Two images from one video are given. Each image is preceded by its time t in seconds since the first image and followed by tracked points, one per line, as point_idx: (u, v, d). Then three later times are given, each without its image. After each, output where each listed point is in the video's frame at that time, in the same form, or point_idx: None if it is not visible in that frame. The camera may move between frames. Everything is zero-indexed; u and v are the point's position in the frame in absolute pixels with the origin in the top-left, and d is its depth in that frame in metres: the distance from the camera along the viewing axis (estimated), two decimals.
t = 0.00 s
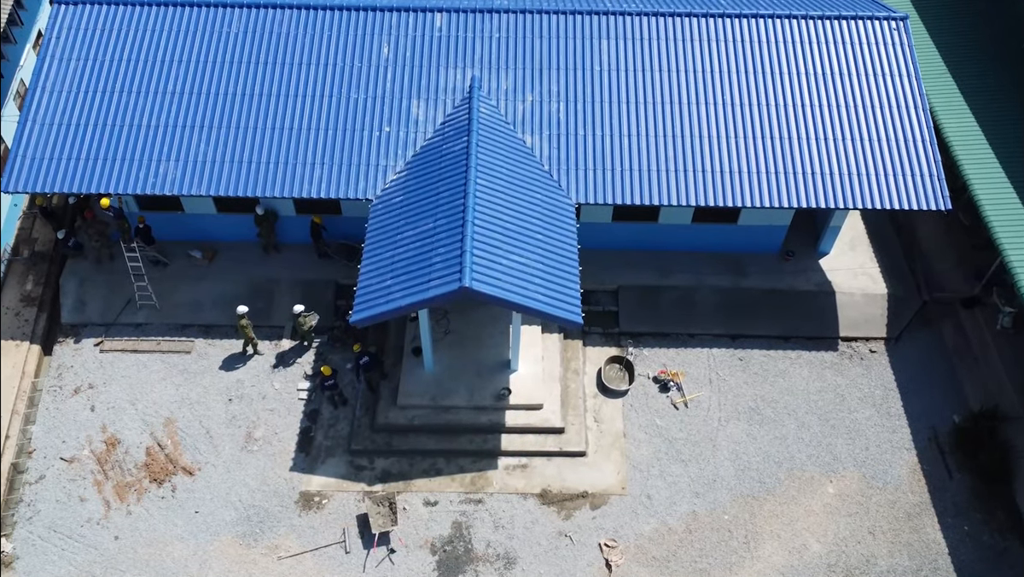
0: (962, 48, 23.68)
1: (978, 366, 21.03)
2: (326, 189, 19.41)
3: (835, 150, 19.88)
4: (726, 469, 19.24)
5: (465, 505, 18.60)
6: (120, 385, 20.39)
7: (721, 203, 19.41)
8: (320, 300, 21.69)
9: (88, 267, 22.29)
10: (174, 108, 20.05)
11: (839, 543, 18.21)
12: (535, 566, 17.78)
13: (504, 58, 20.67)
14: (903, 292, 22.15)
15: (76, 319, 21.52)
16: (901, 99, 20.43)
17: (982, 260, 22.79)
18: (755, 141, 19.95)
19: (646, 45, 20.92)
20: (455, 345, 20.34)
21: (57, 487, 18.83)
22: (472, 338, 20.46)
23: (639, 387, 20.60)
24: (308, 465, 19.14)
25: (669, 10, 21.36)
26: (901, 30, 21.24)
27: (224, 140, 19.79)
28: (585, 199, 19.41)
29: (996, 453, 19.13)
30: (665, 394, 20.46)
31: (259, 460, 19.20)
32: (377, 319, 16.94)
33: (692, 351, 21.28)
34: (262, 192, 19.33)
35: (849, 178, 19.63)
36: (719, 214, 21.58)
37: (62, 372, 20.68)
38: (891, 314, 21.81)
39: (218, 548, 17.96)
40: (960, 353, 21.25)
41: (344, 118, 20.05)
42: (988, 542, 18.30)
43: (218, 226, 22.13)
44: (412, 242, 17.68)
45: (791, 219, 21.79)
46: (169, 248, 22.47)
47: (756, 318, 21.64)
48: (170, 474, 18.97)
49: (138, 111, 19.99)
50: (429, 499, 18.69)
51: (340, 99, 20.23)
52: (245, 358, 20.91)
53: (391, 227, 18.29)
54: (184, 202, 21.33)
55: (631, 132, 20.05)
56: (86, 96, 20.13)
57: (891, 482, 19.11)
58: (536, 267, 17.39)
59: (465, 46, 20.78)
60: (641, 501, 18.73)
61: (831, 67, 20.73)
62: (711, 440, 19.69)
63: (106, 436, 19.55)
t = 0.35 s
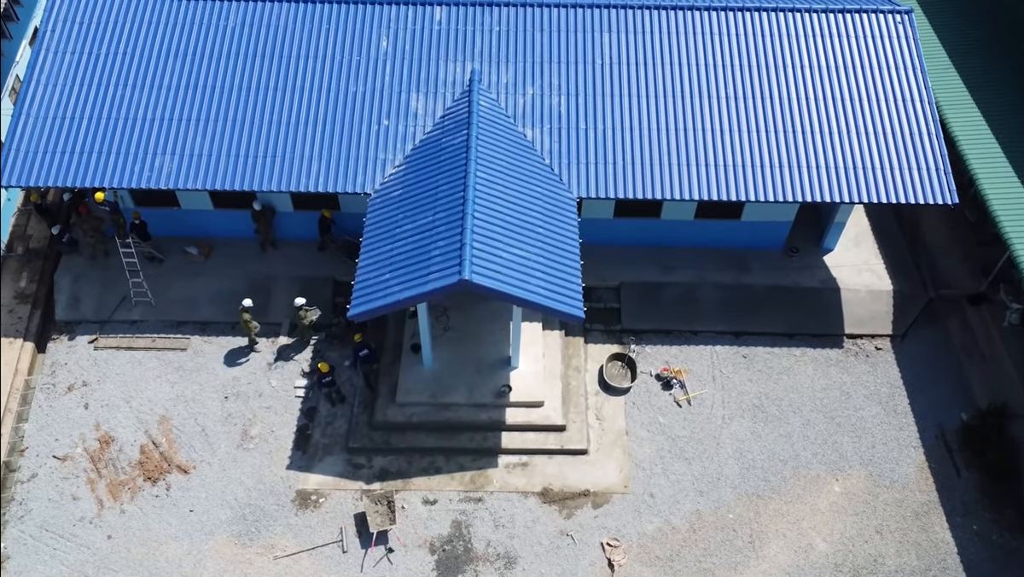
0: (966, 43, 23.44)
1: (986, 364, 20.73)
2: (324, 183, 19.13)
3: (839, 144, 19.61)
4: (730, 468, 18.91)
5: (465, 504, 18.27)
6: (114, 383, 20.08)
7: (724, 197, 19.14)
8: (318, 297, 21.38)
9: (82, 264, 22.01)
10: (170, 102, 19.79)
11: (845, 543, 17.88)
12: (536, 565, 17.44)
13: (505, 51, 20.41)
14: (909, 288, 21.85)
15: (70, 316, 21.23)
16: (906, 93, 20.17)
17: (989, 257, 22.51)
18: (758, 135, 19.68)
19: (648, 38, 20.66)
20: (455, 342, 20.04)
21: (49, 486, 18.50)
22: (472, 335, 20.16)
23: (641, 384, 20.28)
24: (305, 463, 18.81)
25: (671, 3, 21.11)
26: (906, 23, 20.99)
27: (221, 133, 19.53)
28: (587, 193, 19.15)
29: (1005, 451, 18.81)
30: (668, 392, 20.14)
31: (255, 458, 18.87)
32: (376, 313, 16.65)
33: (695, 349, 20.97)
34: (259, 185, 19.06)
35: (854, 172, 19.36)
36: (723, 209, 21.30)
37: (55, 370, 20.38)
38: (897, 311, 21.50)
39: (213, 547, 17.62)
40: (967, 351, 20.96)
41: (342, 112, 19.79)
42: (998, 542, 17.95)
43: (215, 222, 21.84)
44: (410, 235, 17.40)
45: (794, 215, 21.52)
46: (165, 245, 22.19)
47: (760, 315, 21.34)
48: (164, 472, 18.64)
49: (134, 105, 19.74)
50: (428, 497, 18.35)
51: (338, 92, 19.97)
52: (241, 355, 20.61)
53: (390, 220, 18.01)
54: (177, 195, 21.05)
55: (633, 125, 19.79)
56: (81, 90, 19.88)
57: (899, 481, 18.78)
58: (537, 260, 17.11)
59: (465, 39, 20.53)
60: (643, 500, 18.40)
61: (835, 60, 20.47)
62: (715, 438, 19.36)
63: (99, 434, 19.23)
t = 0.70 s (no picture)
0: (971, 38, 23.16)
1: (994, 362, 20.38)
2: (321, 177, 18.82)
3: (845, 137, 19.31)
4: (735, 467, 18.53)
5: (464, 503, 17.88)
6: (108, 380, 19.73)
7: (728, 191, 18.83)
8: (316, 294, 21.05)
9: (76, 260, 21.68)
10: (165, 95, 19.51)
11: (853, 543, 17.49)
12: (537, 566, 17.04)
13: (504, 44, 20.12)
14: (916, 285, 21.52)
15: (63, 313, 20.88)
16: (912, 86, 19.87)
17: (996, 254, 22.19)
18: (763, 128, 19.38)
19: (650, 31, 20.37)
20: (454, 339, 19.72)
21: (40, 485, 18.12)
22: (471, 332, 19.85)
23: (644, 382, 19.92)
24: (301, 462, 18.43)
25: None
26: (911, 16, 20.72)
27: (217, 127, 19.23)
28: (588, 186, 18.83)
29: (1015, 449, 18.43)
30: (671, 389, 19.79)
31: (250, 457, 18.49)
32: (373, 307, 16.31)
33: (698, 346, 20.62)
34: (255, 179, 18.75)
35: (860, 165, 19.06)
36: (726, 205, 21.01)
37: (48, 367, 20.03)
38: (904, 308, 21.17)
39: (206, 548, 17.23)
40: (975, 348, 20.62)
41: (340, 105, 19.49)
42: (1009, 541, 17.56)
43: (211, 218, 21.54)
44: (409, 228, 17.08)
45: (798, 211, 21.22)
46: (160, 241, 21.88)
47: (764, 312, 21.00)
48: (158, 471, 18.27)
49: (128, 98, 19.45)
50: (427, 497, 17.97)
51: (336, 85, 19.68)
52: (237, 353, 20.28)
53: (388, 214, 17.68)
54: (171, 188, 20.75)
55: (635, 118, 19.50)
56: (75, 83, 19.60)
57: (907, 480, 18.40)
58: (538, 254, 16.79)
59: (464, 32, 20.26)
60: (647, 499, 18.01)
61: (840, 53, 20.18)
62: (719, 436, 19.00)
63: (92, 433, 18.86)
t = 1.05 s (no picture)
0: (976, 32, 22.92)
1: (1001, 359, 20.07)
2: (318, 171, 18.54)
3: (850, 131, 19.05)
4: (739, 465, 18.21)
5: (464, 502, 17.54)
6: (101, 378, 19.41)
7: (732, 185, 18.55)
8: (313, 291, 20.76)
9: (70, 257, 21.39)
10: (161, 89, 19.26)
11: (860, 542, 17.14)
12: (538, 566, 16.69)
13: (504, 37, 19.89)
14: (921, 283, 21.24)
15: (57, 310, 20.57)
16: (917, 79, 19.63)
17: (1003, 251, 21.89)
18: (766, 122, 19.12)
19: (652, 25, 20.14)
20: (454, 336, 19.42)
21: (31, 483, 17.79)
22: (471, 329, 19.55)
23: (646, 380, 19.61)
24: (298, 461, 18.10)
25: None
26: (916, 10, 20.50)
27: (213, 120, 18.97)
28: (590, 180, 18.56)
29: None
30: (674, 387, 19.48)
31: (246, 456, 18.17)
32: (371, 301, 16.01)
33: (701, 343, 20.31)
34: (252, 173, 18.48)
35: (865, 159, 18.78)
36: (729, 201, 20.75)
37: (41, 365, 19.71)
38: (909, 306, 20.87)
39: (200, 547, 16.89)
40: (981, 346, 20.32)
41: (338, 98, 19.23)
42: (1019, 541, 17.21)
43: (207, 214, 21.28)
44: (408, 222, 16.80)
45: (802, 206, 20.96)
46: (155, 238, 21.61)
47: (768, 309, 20.71)
48: (152, 470, 17.93)
49: (124, 91, 19.20)
50: (426, 495, 17.63)
51: (334, 79, 19.42)
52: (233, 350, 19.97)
53: (386, 207, 17.39)
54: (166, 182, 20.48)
55: (636, 112, 19.25)
56: (69, 77, 19.36)
57: (914, 478, 18.07)
58: (538, 247, 16.51)
59: (463, 25, 20.02)
60: (649, 498, 17.68)
61: (844, 47, 19.95)
62: (723, 434, 18.68)
63: (85, 431, 18.54)
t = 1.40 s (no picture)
0: (980, 27, 22.67)
1: (1010, 356, 19.72)
2: (316, 163, 18.26)
3: (855, 124, 18.77)
4: (744, 463, 17.85)
5: (463, 501, 17.17)
6: (94, 375, 19.07)
7: (736, 178, 18.27)
8: (310, 287, 20.44)
9: (64, 253, 21.08)
10: (156, 81, 18.98)
11: (868, 541, 16.77)
12: (539, 565, 16.30)
13: (504, 30, 19.64)
14: (927, 279, 20.92)
15: (50, 307, 20.23)
16: (923, 72, 19.37)
17: (1010, 247, 21.58)
18: (770, 114, 18.85)
19: (654, 17, 19.90)
20: (453, 332, 19.11)
21: (21, 481, 17.42)
22: (470, 325, 19.25)
23: (649, 377, 19.27)
24: (294, 458, 17.75)
25: None
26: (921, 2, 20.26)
27: (208, 113, 18.69)
28: (591, 173, 18.28)
29: None
30: (677, 384, 19.14)
31: (240, 453, 17.81)
32: (368, 294, 15.70)
33: (704, 340, 19.98)
34: (248, 166, 18.19)
35: (871, 152, 18.50)
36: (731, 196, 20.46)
37: (33, 362, 19.35)
38: (916, 302, 20.56)
39: (193, 546, 16.51)
40: (989, 342, 19.99)
41: (335, 91, 18.96)
42: None
43: (202, 209, 21.01)
44: (406, 214, 16.50)
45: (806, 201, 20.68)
46: (150, 234, 21.34)
47: (773, 306, 20.38)
48: (144, 467, 17.57)
49: (118, 84, 18.93)
50: (424, 493, 17.26)
51: (331, 72, 19.15)
52: (228, 346, 19.65)
53: (384, 199, 17.10)
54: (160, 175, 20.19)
55: (638, 105, 18.98)
56: (64, 69, 19.09)
57: (923, 477, 17.71)
58: (539, 239, 16.22)
59: (463, 18, 19.77)
60: (652, 496, 17.31)
61: (849, 39, 19.69)
62: (728, 432, 18.33)
63: (77, 428, 18.18)
